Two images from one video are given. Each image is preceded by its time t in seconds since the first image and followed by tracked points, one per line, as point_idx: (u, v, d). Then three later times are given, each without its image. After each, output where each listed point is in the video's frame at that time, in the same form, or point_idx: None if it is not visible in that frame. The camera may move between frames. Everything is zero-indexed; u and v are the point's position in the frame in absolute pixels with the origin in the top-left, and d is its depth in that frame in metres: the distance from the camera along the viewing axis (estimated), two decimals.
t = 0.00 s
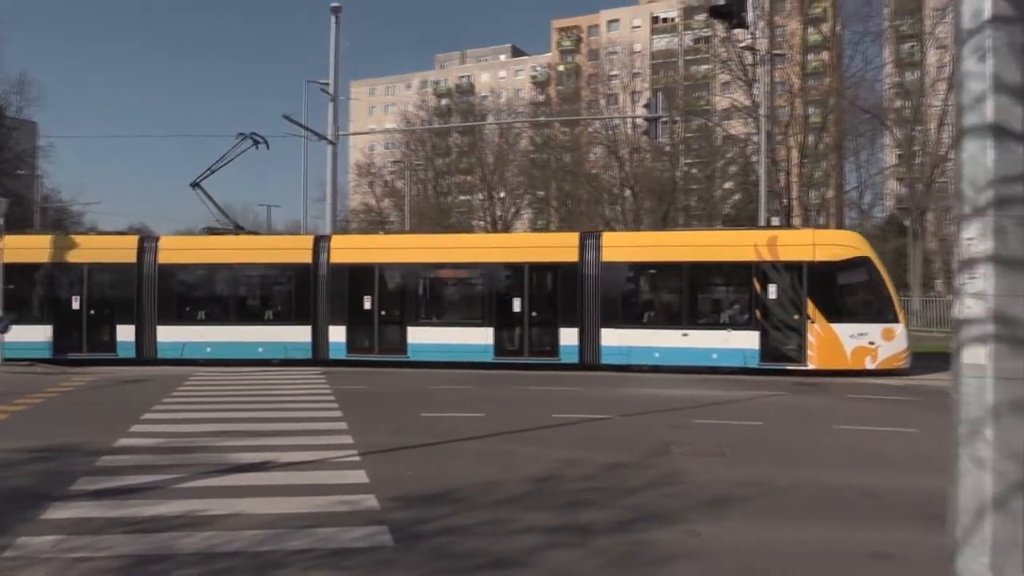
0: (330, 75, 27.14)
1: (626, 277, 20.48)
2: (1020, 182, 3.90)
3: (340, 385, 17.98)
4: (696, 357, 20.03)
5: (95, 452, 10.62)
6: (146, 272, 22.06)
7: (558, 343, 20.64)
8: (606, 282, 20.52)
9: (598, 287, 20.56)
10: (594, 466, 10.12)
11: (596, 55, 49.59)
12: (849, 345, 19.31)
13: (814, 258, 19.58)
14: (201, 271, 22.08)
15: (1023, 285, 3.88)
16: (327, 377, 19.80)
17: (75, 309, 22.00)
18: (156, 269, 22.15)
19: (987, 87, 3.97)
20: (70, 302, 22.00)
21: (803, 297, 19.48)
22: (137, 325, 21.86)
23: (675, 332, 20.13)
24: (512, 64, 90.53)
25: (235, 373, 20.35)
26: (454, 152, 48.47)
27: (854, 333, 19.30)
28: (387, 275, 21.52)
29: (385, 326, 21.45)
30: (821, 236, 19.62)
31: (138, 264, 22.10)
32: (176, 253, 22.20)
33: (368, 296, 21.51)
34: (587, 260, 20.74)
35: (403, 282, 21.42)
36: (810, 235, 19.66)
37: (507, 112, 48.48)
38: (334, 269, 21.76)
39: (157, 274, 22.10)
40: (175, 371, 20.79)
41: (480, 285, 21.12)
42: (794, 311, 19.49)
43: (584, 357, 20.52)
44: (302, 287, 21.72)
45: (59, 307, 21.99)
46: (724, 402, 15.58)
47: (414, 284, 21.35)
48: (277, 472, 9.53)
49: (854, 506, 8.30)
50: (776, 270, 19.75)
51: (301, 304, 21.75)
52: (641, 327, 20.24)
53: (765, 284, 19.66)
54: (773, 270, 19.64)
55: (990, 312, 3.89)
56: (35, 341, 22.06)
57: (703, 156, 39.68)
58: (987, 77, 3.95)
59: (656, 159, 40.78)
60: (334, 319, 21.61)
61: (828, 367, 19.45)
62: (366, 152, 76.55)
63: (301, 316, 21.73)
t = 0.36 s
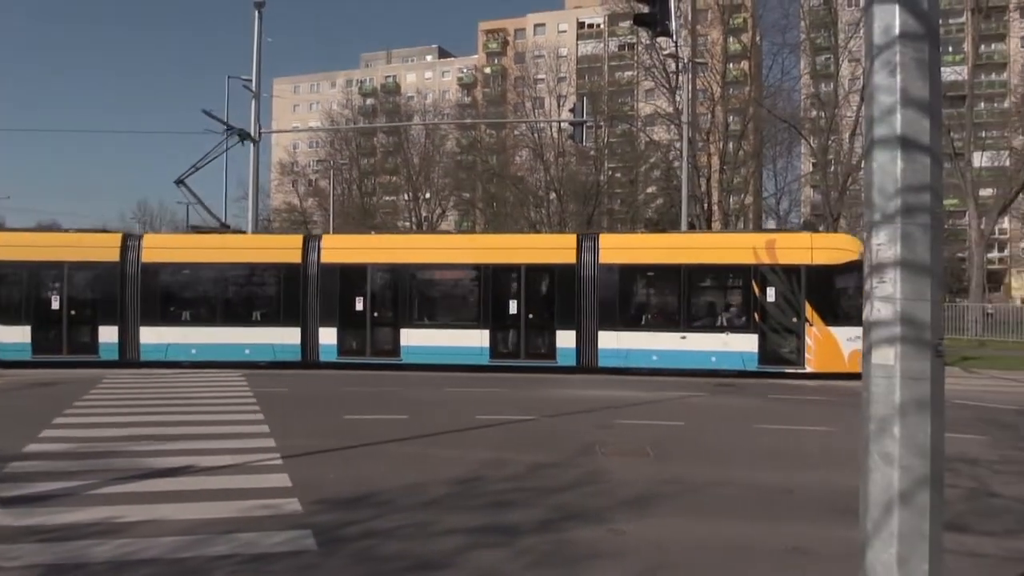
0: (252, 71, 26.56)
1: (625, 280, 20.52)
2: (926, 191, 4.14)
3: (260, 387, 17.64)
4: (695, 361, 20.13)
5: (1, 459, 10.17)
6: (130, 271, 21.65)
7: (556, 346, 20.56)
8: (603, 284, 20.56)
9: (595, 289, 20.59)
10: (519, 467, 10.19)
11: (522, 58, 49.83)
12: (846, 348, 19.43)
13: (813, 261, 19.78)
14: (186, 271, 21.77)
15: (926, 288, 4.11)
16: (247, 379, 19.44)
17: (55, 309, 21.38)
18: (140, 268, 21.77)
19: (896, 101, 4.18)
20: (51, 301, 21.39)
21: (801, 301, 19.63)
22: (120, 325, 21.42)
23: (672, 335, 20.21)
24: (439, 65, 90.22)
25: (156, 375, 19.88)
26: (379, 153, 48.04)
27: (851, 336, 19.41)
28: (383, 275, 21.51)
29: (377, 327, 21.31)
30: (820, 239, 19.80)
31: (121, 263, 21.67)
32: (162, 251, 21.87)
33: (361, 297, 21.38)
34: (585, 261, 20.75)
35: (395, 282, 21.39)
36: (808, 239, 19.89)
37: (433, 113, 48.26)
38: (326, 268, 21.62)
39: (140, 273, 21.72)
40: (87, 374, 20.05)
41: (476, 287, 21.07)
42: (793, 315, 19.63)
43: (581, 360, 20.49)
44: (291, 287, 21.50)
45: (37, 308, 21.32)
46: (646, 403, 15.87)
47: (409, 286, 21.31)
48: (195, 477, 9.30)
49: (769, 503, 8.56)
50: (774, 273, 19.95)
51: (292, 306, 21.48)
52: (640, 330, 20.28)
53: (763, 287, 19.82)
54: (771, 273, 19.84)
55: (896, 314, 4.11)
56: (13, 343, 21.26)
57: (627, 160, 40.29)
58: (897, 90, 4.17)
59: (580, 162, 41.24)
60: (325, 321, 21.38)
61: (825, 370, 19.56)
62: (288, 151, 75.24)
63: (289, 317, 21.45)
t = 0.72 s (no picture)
0: (185, 67, 25.97)
1: (641, 280, 20.34)
2: (853, 194, 4.28)
3: (195, 390, 17.28)
4: (711, 361, 19.98)
5: None
6: (134, 271, 21.15)
7: (571, 346, 20.32)
8: (617, 284, 20.38)
9: (609, 288, 20.39)
10: (459, 466, 10.19)
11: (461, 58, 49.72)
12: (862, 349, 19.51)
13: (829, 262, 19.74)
14: (193, 272, 21.27)
15: (854, 287, 4.25)
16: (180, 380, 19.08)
17: (57, 311, 20.82)
18: (145, 268, 21.25)
19: (826, 106, 4.31)
20: (54, 304, 20.82)
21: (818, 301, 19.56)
22: (125, 327, 20.87)
23: (689, 335, 20.04)
24: (378, 64, 89.63)
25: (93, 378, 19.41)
26: (317, 151, 47.43)
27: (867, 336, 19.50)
28: (395, 276, 21.18)
29: (388, 329, 20.94)
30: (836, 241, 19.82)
31: (126, 263, 21.17)
32: (166, 251, 21.33)
33: (372, 298, 21.03)
34: (599, 261, 20.54)
35: (406, 283, 21.05)
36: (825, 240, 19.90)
37: (371, 112, 47.88)
38: (336, 269, 21.25)
39: (145, 275, 21.21)
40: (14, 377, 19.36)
41: (488, 288, 20.78)
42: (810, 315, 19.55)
43: (596, 361, 20.29)
44: (300, 288, 21.09)
45: (38, 310, 20.76)
46: (585, 401, 16.01)
47: (422, 287, 20.96)
48: (128, 482, 9.07)
49: (704, 498, 8.73)
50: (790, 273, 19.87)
51: (300, 307, 21.07)
52: (655, 330, 20.09)
53: (780, 287, 19.76)
54: (787, 273, 19.79)
55: (826, 314, 4.24)
56: (13, 346, 20.66)
57: (566, 160, 40.63)
58: (826, 96, 4.30)
59: (520, 163, 41.44)
60: (335, 323, 20.98)
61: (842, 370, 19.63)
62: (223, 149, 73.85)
63: (299, 319, 21.04)
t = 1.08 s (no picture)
0: (115, 62, 25.27)
1: (657, 281, 20.34)
2: (783, 196, 4.39)
3: (123, 393, 16.80)
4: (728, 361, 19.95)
5: None
6: (140, 274, 20.68)
7: (586, 347, 20.24)
8: (632, 284, 20.34)
9: (623, 289, 20.37)
10: (397, 468, 10.14)
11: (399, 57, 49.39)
12: (878, 348, 19.64)
13: (845, 262, 19.86)
14: (200, 273, 20.92)
15: (783, 287, 4.37)
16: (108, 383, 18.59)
17: (61, 313, 20.31)
18: (151, 270, 20.80)
19: (757, 110, 4.42)
20: (58, 307, 20.28)
21: (833, 301, 19.66)
22: (131, 329, 20.41)
23: (705, 336, 20.02)
24: (314, 62, 88.45)
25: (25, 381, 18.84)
26: (252, 150, 46.54)
27: (883, 336, 19.63)
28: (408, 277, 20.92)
29: (402, 330, 20.66)
30: (851, 241, 19.96)
31: (131, 265, 20.67)
32: (173, 251, 20.95)
33: (384, 300, 20.73)
34: (615, 262, 20.50)
35: (421, 283, 20.76)
36: (840, 239, 20.02)
37: (307, 110, 47.23)
38: (347, 269, 20.98)
39: (152, 276, 20.77)
40: None
41: (503, 289, 20.62)
42: (826, 315, 19.64)
43: (611, 362, 20.23)
44: (311, 289, 20.78)
45: (42, 313, 20.21)
46: (523, 401, 16.08)
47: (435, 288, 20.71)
48: (52, 490, 8.77)
49: (639, 495, 8.86)
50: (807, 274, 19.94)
51: (311, 309, 20.72)
52: (671, 331, 20.07)
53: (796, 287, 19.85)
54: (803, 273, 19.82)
55: (757, 314, 4.34)
56: (16, 350, 20.15)
57: (504, 161, 40.72)
58: (758, 100, 4.41)
59: (458, 163, 41.37)
60: (347, 324, 20.67)
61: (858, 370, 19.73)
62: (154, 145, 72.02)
63: (310, 320, 20.72)
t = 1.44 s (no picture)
0: (33, 53, 24.35)
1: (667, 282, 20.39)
2: (709, 200, 4.49)
3: (40, 397, 16.18)
4: (737, 363, 19.99)
5: None
6: (143, 273, 20.26)
7: (596, 349, 20.25)
8: (643, 285, 20.40)
9: (633, 290, 20.40)
10: (327, 471, 10.02)
11: (331, 54, 48.80)
12: (885, 349, 19.93)
13: (852, 265, 20.18)
14: (205, 273, 20.53)
15: (709, 289, 4.46)
16: (31, 387, 17.92)
17: (61, 314, 19.75)
18: (154, 270, 20.37)
19: (684, 115, 4.51)
20: (57, 306, 19.72)
21: (841, 302, 19.96)
22: (133, 330, 19.95)
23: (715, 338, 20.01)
24: (244, 57, 86.74)
25: None
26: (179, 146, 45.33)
27: (889, 338, 19.95)
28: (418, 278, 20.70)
29: (412, 332, 20.44)
30: (858, 244, 20.29)
31: (134, 264, 20.24)
32: (177, 251, 20.50)
33: (393, 300, 20.49)
34: (625, 263, 20.51)
35: (430, 284, 20.54)
36: (847, 242, 20.37)
37: (236, 106, 46.29)
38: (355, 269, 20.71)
39: (155, 276, 20.34)
40: None
41: (512, 290, 20.53)
42: (834, 317, 19.92)
43: (622, 363, 20.23)
44: (318, 289, 20.48)
45: (41, 312, 19.62)
46: (455, 402, 16.07)
47: (445, 289, 20.54)
48: None
49: (569, 495, 8.94)
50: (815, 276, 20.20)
51: (319, 310, 20.42)
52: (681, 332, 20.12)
53: (804, 289, 20.10)
54: (812, 275, 20.07)
55: (684, 315, 4.42)
56: (16, 352, 19.54)
57: (437, 161, 40.61)
58: (685, 106, 4.50)
59: (391, 163, 41.07)
60: (355, 325, 20.38)
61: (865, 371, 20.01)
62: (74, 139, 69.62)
63: (317, 321, 20.42)
